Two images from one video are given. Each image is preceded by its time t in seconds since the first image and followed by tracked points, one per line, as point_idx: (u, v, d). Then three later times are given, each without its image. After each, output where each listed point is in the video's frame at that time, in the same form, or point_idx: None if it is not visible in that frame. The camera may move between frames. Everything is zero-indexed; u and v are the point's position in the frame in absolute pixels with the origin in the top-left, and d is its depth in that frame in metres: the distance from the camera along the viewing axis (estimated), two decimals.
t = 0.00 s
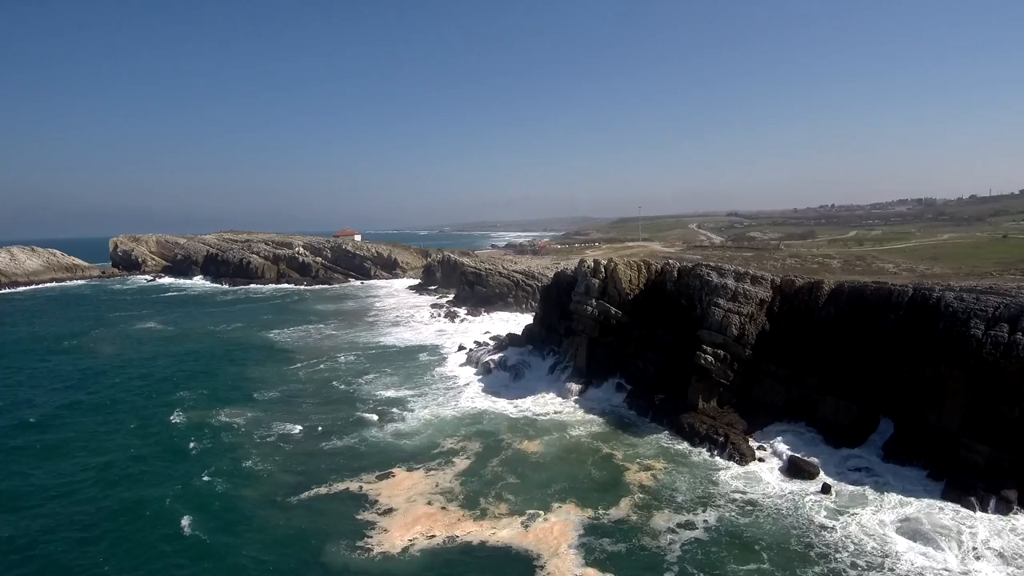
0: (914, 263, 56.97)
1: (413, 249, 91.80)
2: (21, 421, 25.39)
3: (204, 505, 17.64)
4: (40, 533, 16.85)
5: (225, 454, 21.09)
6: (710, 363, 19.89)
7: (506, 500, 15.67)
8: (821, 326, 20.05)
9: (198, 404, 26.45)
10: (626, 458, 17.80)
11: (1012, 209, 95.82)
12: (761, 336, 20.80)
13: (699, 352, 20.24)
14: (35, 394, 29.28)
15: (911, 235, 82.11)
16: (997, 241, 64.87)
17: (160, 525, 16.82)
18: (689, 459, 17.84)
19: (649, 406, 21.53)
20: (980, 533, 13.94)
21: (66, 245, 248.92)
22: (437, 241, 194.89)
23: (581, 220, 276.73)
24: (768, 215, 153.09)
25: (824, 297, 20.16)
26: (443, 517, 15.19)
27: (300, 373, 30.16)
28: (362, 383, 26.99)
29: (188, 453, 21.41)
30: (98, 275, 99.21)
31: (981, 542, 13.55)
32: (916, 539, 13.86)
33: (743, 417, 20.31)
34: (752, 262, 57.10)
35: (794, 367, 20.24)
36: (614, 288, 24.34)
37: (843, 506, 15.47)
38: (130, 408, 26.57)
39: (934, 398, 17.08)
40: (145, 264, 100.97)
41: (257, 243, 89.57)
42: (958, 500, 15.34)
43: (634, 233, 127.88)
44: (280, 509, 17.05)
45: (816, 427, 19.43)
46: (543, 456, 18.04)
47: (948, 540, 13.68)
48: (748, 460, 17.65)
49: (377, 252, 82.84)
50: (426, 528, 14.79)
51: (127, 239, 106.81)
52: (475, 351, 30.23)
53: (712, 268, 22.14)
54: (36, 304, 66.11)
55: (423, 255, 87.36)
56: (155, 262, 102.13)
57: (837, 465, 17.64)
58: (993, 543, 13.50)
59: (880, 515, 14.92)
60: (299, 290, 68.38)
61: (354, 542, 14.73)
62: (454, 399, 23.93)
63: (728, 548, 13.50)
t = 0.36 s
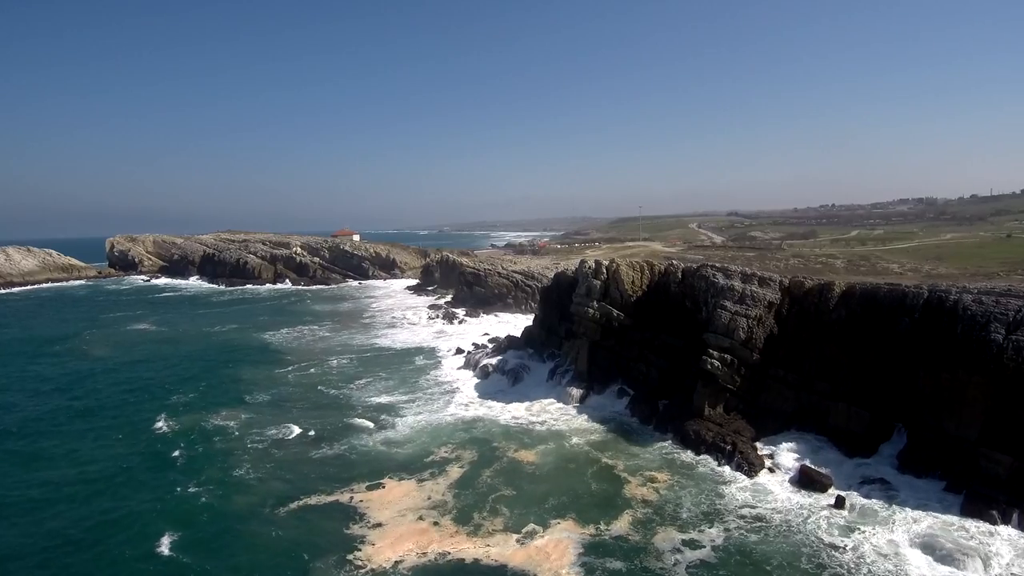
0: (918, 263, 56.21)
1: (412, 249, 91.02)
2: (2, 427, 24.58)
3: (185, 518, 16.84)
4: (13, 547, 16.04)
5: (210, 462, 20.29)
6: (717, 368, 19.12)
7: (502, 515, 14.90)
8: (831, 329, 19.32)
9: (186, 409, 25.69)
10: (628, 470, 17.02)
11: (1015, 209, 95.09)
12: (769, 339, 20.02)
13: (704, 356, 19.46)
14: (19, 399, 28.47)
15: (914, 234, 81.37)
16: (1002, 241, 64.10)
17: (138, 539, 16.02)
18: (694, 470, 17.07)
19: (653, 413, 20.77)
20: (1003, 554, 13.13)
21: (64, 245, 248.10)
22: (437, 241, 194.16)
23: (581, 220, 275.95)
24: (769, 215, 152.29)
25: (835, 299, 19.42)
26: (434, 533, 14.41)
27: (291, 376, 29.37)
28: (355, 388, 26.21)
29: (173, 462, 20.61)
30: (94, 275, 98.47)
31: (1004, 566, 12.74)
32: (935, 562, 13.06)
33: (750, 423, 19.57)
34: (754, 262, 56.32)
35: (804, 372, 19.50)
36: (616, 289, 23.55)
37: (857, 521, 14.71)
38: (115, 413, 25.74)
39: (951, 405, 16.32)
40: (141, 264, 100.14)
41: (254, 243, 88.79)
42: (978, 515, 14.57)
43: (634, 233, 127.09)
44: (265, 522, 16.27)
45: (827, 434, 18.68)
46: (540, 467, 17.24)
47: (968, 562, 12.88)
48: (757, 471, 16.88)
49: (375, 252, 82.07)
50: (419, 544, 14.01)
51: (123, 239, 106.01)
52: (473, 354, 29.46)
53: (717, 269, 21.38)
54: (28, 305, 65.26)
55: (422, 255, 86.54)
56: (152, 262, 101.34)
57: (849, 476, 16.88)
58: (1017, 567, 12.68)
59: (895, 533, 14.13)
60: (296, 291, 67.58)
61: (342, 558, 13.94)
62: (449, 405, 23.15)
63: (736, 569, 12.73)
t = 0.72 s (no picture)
0: (924, 264, 55.39)
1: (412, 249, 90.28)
2: None
3: (166, 532, 16.07)
4: None
5: (196, 470, 19.54)
6: (725, 374, 18.36)
7: (497, 532, 14.15)
8: (844, 334, 18.57)
9: (175, 413, 24.98)
10: (630, 484, 16.23)
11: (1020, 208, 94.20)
12: (779, 344, 19.24)
13: (712, 362, 18.70)
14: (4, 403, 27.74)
15: (918, 234, 80.56)
16: (1009, 241, 63.28)
17: (116, 554, 15.24)
18: (700, 483, 16.29)
19: (658, 420, 20.02)
20: None
21: (63, 245, 247.40)
22: (437, 241, 193.33)
23: (582, 219, 275.10)
24: (771, 215, 151.40)
25: (848, 302, 18.66)
26: (426, 550, 13.65)
27: (282, 379, 28.64)
28: (348, 392, 25.47)
29: (157, 470, 19.84)
30: (91, 275, 97.77)
31: None
32: None
33: (760, 431, 18.81)
34: (758, 262, 55.49)
35: (815, 378, 18.73)
36: (619, 291, 22.77)
37: (873, 539, 13.93)
38: (102, 418, 24.99)
39: (972, 414, 15.54)
40: (139, 264, 99.46)
41: (252, 243, 88.10)
42: (1002, 532, 13.77)
43: (635, 233, 126.30)
44: (250, 536, 15.51)
45: (840, 443, 17.92)
46: (537, 480, 16.46)
47: None
48: (768, 483, 16.09)
49: (374, 252, 81.32)
50: (410, 562, 13.27)
51: (121, 239, 105.40)
52: (471, 357, 28.73)
53: (724, 270, 20.60)
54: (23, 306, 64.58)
55: (421, 255, 85.77)
56: (150, 262, 100.70)
57: (865, 490, 16.09)
58: None
59: (914, 553, 13.35)
60: (293, 291, 66.84)
61: None
62: (443, 411, 22.42)
63: None
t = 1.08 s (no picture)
0: (930, 263, 54.54)
1: (410, 249, 89.40)
2: None
3: (145, 545, 15.28)
4: None
5: (180, 478, 18.75)
6: (733, 380, 17.61)
7: (490, 550, 13.38)
8: (857, 337, 17.93)
9: (162, 417, 24.21)
10: (633, 498, 15.43)
11: None
12: (789, 347, 18.48)
13: (719, 367, 17.94)
14: None
15: (922, 233, 79.74)
16: (1014, 240, 62.39)
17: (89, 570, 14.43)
18: (707, 497, 15.50)
19: (663, 427, 19.25)
20: None
21: (63, 245, 246.99)
22: (436, 241, 192.49)
23: (582, 219, 274.22)
24: (771, 214, 150.52)
25: (860, 304, 17.97)
26: (415, 570, 12.88)
27: (271, 383, 27.85)
28: (340, 398, 24.70)
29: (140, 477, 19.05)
30: (87, 276, 97.05)
31: None
32: None
33: (769, 439, 18.07)
34: (761, 262, 54.70)
35: (827, 383, 17.98)
36: (622, 293, 22.06)
37: (892, 560, 13.15)
38: (85, 423, 24.20)
39: (994, 422, 14.77)
40: (136, 265, 98.80)
41: (249, 243, 87.32)
42: None
43: (636, 233, 125.47)
44: (233, 550, 14.74)
45: (854, 452, 17.15)
46: (534, 494, 15.68)
47: None
48: (780, 496, 15.32)
49: (372, 252, 80.50)
50: None
51: (118, 239, 104.58)
52: (469, 361, 28.00)
53: (731, 271, 19.83)
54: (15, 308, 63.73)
55: (420, 255, 84.93)
56: (146, 263, 99.89)
57: (881, 503, 15.31)
58: None
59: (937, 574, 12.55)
60: (290, 292, 66.04)
61: None
62: (437, 417, 21.66)
63: None
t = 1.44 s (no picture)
0: (936, 263, 53.70)
1: (409, 249, 88.57)
2: None
3: (120, 562, 14.47)
4: None
5: (161, 489, 17.94)
6: (743, 387, 16.78)
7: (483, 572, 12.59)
8: (872, 342, 17.16)
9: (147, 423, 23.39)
10: (636, 515, 14.60)
11: None
12: (800, 352, 17.68)
13: (728, 373, 17.11)
14: None
15: (925, 233, 78.93)
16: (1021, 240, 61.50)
17: None
18: (716, 513, 14.67)
19: (669, 435, 18.45)
20: None
21: (61, 245, 245.98)
22: (435, 240, 191.76)
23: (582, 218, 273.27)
24: (772, 214, 149.63)
25: (876, 308, 17.20)
26: None
27: (261, 387, 27.07)
28: (331, 403, 23.92)
29: (120, 488, 18.22)
30: (83, 276, 96.12)
31: None
32: None
33: (780, 449, 17.30)
34: (764, 262, 53.88)
35: (840, 390, 17.21)
36: (625, 295, 21.24)
37: None
38: (68, 427, 23.37)
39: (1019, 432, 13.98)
40: (133, 265, 98.00)
41: (246, 243, 86.49)
42: None
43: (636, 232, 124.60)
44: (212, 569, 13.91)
45: (869, 463, 16.38)
46: (530, 511, 14.86)
47: None
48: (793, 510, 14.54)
49: (370, 252, 79.68)
50: None
51: (115, 239, 103.73)
52: (467, 365, 27.24)
53: (739, 272, 19.04)
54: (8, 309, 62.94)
55: (419, 255, 84.11)
56: (142, 263, 98.95)
57: (899, 518, 14.48)
58: None
59: None
60: (287, 292, 65.24)
61: None
62: (430, 425, 20.86)
63: None
